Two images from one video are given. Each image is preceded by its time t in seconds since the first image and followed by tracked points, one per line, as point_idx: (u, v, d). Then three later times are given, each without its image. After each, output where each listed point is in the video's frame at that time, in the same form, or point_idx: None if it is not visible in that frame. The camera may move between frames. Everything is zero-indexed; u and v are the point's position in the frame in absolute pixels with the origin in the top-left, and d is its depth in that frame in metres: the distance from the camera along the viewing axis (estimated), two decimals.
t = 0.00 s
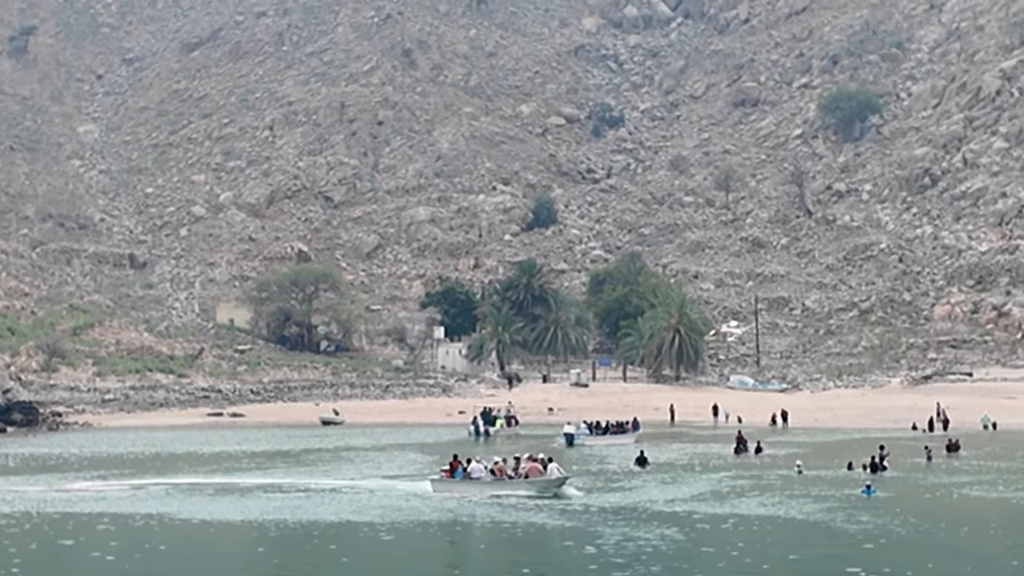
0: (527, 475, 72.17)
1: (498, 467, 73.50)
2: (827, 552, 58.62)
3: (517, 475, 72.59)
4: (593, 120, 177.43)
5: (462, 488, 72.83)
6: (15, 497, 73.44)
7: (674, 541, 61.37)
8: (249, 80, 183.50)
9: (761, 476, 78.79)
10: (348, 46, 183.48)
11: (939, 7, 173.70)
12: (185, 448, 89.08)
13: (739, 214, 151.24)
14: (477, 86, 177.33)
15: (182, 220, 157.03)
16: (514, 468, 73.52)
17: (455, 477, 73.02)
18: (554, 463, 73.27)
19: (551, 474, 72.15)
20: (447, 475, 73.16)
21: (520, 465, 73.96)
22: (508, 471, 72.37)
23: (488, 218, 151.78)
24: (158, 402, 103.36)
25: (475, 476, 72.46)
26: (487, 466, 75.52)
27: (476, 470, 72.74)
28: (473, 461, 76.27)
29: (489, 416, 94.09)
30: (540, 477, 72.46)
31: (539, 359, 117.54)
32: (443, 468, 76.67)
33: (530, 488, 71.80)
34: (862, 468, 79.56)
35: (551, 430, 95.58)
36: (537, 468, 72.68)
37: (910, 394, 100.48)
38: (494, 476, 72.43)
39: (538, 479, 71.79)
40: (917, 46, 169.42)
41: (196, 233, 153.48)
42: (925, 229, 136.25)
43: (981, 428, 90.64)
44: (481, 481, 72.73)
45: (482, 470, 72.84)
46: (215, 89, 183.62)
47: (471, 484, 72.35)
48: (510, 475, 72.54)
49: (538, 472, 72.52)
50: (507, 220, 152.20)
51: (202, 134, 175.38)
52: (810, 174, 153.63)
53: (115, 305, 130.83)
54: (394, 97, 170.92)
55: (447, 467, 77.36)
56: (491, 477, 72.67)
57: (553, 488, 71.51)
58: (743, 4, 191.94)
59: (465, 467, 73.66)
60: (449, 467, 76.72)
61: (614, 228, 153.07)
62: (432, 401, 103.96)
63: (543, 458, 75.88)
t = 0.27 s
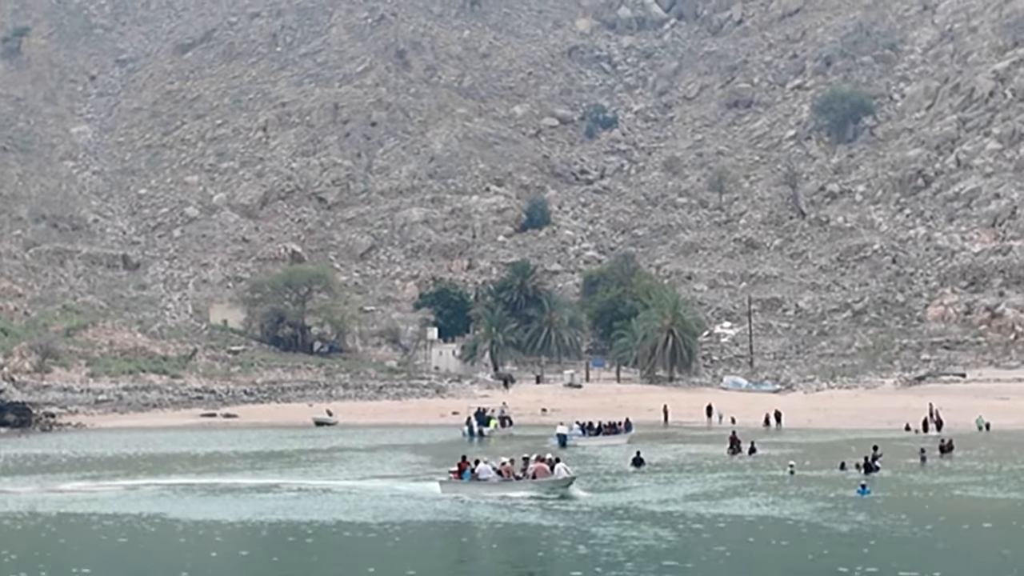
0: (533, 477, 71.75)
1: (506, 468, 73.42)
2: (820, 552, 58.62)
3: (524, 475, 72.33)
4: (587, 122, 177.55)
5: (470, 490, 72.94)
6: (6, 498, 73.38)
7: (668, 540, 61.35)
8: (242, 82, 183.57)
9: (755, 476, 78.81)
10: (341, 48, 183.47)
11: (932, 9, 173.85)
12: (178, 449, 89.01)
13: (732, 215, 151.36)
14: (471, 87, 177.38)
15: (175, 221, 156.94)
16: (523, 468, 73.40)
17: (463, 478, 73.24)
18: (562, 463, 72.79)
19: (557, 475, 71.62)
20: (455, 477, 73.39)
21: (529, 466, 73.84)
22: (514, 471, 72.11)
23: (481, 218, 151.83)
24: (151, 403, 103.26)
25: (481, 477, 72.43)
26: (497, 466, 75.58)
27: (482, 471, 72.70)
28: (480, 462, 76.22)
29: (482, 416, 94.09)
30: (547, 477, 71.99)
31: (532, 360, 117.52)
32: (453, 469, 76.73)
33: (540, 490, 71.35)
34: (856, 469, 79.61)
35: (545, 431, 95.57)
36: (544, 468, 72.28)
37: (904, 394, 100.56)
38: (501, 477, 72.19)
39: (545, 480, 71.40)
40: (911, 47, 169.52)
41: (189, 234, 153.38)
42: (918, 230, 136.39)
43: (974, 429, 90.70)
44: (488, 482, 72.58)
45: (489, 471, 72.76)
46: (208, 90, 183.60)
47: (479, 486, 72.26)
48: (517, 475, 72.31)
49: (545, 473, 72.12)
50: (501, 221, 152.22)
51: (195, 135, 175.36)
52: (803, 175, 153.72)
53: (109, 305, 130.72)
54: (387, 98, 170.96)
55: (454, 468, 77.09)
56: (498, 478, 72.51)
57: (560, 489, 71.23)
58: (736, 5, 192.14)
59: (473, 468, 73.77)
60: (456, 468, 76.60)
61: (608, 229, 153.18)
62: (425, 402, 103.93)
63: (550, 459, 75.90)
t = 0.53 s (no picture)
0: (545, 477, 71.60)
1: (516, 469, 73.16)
2: (818, 554, 58.61)
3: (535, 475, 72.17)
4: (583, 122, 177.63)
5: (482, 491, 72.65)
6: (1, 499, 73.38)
7: (666, 541, 61.33)
8: (238, 82, 183.58)
9: (753, 477, 78.83)
10: (338, 48, 183.51)
11: (929, 10, 173.96)
12: (174, 450, 88.97)
13: (729, 216, 151.44)
14: (467, 88, 177.40)
15: (172, 221, 156.86)
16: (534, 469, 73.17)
17: (474, 479, 72.94)
18: (573, 464, 72.65)
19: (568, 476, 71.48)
20: (467, 478, 73.14)
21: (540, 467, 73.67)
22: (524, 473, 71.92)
23: (478, 219, 151.85)
24: (148, 403, 103.19)
25: (492, 479, 72.13)
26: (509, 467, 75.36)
27: (493, 472, 72.33)
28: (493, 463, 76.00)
29: (480, 417, 94.10)
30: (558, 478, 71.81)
31: (529, 360, 117.55)
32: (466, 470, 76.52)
33: (539, 491, 71.46)
34: (853, 470, 79.63)
35: (542, 431, 95.58)
36: (555, 470, 72.05)
37: (900, 395, 100.63)
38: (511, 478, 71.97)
39: (557, 481, 71.26)
40: (907, 48, 169.63)
41: (186, 235, 153.31)
42: (915, 231, 136.47)
43: (971, 429, 90.75)
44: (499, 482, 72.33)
45: (500, 472, 72.41)
46: (205, 91, 183.54)
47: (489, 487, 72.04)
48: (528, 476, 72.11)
49: (556, 474, 71.89)
50: (497, 221, 152.20)
51: (192, 135, 175.33)
52: (800, 176, 153.77)
53: (105, 306, 130.65)
54: (384, 99, 170.99)
55: (466, 471, 77.03)
56: (509, 479, 72.40)
57: (571, 490, 71.09)
58: (733, 6, 192.33)
59: (485, 469, 73.51)
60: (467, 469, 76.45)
61: (604, 230, 153.25)
62: (422, 403, 103.94)
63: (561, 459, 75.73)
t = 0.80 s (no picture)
0: (554, 478, 71.43)
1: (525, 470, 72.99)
2: (813, 554, 58.52)
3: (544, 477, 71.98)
4: (578, 122, 177.68)
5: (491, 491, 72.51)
6: None
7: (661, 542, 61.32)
8: (233, 82, 183.52)
9: (747, 477, 78.85)
10: (332, 48, 183.48)
11: (923, 10, 174.11)
12: (169, 450, 88.89)
13: (723, 216, 151.51)
14: (462, 88, 177.41)
15: (166, 221, 156.79)
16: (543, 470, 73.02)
17: (484, 480, 72.84)
18: (583, 465, 72.45)
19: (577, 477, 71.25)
20: (478, 479, 73.05)
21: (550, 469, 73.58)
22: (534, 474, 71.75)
23: (472, 219, 151.87)
24: (142, 404, 103.12)
25: (502, 479, 72.05)
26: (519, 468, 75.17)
27: (504, 473, 72.25)
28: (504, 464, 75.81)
29: (475, 417, 94.11)
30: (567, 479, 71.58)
31: (523, 360, 117.54)
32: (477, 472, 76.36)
33: (542, 491, 71.40)
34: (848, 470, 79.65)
35: (536, 431, 95.57)
36: (565, 471, 71.84)
37: (895, 396, 100.72)
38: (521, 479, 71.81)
39: (565, 481, 71.03)
40: (901, 49, 169.70)
41: (180, 235, 153.23)
42: (909, 232, 136.57)
43: (965, 430, 90.82)
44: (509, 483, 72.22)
45: (510, 473, 72.30)
46: (199, 91, 183.47)
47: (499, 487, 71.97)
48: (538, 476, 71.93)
49: (565, 475, 71.66)
50: (492, 221, 152.17)
51: (186, 136, 175.24)
52: (795, 176, 153.83)
53: (99, 306, 130.56)
54: (379, 99, 171.02)
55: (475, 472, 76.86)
56: (519, 480, 72.19)
57: (579, 490, 70.89)
58: (727, 7, 192.79)
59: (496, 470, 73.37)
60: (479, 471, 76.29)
61: (599, 230, 153.28)
62: (417, 403, 103.93)
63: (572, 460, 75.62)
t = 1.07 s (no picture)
0: (554, 477, 71.05)
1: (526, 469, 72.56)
2: (799, 553, 58.41)
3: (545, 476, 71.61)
4: (564, 121, 177.71)
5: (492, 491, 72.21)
6: None
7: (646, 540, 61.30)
8: (218, 80, 183.28)
9: (733, 475, 78.87)
10: (318, 46, 183.36)
11: (909, 9, 174.34)
12: (154, 448, 88.70)
13: (709, 214, 151.62)
14: (448, 86, 177.35)
15: (152, 219, 156.54)
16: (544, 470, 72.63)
17: (486, 479, 72.49)
18: (584, 465, 71.99)
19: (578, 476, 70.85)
20: (479, 479, 72.57)
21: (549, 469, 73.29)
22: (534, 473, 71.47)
23: (459, 217, 151.85)
24: (127, 402, 102.91)
25: (503, 478, 71.78)
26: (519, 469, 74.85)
27: (505, 472, 71.99)
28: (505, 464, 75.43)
29: (461, 415, 94.08)
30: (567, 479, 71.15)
31: (509, 359, 117.50)
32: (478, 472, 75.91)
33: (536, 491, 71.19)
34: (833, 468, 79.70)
35: (522, 430, 95.55)
36: (566, 470, 71.45)
37: (880, 394, 100.87)
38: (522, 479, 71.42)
39: (565, 481, 70.61)
40: (887, 47, 169.83)
41: (166, 233, 152.99)
42: (895, 230, 136.72)
43: (950, 428, 90.93)
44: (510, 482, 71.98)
45: (511, 472, 71.99)
46: (185, 89, 183.21)
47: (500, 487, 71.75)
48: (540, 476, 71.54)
49: (566, 474, 71.26)
50: (478, 219, 152.09)
51: (172, 134, 174.96)
52: (781, 175, 153.95)
53: (85, 304, 130.30)
54: (365, 97, 170.94)
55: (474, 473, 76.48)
56: (520, 479, 71.79)
57: (579, 490, 70.56)
58: (713, 5, 193.11)
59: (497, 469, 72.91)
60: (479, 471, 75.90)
61: (585, 228, 153.28)
62: (403, 401, 103.88)
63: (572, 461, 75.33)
